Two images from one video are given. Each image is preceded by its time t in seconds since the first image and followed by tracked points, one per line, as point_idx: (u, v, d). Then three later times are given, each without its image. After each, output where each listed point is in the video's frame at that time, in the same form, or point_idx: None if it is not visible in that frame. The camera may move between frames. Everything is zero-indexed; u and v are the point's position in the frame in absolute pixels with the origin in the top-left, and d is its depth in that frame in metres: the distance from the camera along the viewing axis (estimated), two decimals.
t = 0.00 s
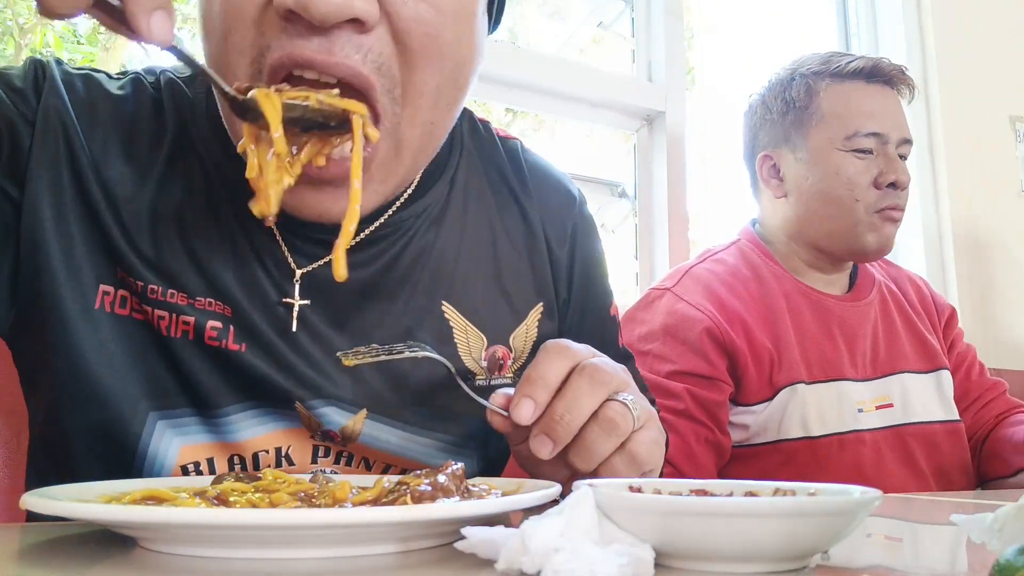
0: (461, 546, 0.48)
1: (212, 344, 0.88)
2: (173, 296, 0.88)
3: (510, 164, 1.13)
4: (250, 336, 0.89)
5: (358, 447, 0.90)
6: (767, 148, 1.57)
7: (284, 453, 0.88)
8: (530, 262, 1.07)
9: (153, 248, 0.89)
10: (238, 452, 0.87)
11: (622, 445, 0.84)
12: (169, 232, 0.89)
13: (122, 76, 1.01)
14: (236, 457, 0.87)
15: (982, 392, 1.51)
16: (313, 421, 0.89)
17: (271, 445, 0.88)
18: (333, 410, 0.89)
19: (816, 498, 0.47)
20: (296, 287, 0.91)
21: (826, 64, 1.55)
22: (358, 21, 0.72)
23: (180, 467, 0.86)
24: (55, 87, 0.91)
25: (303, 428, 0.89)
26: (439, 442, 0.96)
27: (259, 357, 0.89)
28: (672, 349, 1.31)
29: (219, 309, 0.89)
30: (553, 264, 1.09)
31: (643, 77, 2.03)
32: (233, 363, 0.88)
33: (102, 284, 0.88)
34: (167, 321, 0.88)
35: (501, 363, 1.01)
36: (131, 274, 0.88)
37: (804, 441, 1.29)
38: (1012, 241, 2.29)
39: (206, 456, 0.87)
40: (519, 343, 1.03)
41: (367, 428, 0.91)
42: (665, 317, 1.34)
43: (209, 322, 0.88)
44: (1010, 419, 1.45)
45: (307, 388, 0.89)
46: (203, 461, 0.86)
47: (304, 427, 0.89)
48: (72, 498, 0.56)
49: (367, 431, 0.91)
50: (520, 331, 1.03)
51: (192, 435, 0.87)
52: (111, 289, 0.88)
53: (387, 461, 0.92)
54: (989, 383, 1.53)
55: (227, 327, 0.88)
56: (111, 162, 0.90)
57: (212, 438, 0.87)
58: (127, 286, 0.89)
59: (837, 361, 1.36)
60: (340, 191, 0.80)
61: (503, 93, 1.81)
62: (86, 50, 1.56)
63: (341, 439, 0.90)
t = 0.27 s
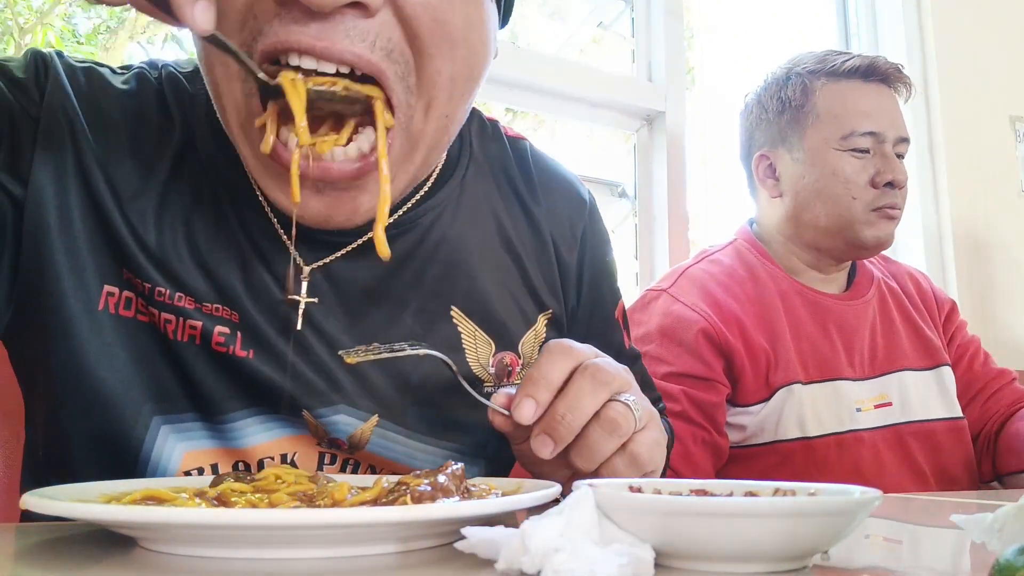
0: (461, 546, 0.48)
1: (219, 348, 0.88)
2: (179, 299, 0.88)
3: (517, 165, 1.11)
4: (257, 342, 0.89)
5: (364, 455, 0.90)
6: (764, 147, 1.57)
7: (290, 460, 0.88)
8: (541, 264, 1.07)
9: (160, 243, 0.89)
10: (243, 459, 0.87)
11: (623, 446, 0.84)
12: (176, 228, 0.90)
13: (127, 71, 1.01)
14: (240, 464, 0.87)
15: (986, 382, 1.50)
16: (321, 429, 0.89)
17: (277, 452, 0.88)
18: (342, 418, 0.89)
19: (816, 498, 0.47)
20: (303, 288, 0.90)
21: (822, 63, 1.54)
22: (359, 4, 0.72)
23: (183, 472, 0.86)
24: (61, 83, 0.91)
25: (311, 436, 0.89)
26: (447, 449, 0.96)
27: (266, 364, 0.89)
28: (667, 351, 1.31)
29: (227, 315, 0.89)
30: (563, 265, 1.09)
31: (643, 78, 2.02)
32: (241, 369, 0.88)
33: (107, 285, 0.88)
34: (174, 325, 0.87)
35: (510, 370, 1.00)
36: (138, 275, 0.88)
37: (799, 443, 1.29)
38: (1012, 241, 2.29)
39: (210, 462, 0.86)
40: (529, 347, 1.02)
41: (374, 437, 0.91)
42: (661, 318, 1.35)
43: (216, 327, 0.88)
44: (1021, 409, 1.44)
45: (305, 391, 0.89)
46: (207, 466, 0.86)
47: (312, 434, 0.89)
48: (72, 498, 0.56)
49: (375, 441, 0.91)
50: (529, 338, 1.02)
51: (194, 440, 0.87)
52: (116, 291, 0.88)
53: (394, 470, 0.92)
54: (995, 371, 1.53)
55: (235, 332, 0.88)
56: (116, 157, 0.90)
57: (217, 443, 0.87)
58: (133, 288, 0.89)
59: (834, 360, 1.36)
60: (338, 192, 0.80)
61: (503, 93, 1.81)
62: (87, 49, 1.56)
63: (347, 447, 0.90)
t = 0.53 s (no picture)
0: (461, 546, 0.48)
1: (225, 352, 0.88)
2: (185, 302, 0.88)
3: (524, 165, 1.11)
4: (262, 346, 0.89)
5: (370, 460, 0.91)
6: (771, 145, 1.57)
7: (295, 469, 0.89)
8: (549, 264, 1.06)
9: (164, 246, 0.89)
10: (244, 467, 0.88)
11: (627, 452, 0.85)
12: (179, 230, 0.90)
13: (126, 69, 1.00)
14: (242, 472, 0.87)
15: (994, 379, 1.50)
16: (328, 434, 0.89)
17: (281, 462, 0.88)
18: (349, 423, 0.90)
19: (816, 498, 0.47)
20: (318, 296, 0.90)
21: (831, 62, 1.55)
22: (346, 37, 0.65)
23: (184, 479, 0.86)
24: (59, 82, 0.90)
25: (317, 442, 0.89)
26: (449, 452, 0.96)
27: (271, 369, 0.89)
28: (667, 347, 1.32)
29: (231, 320, 0.88)
30: (570, 265, 1.08)
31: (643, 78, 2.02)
32: (247, 373, 0.88)
33: (107, 288, 0.88)
34: (178, 328, 0.87)
35: (514, 372, 1.00)
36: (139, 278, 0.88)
37: (797, 439, 1.29)
38: (1012, 241, 2.29)
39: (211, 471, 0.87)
40: (534, 352, 1.02)
41: (381, 442, 0.91)
42: (662, 314, 1.35)
43: (221, 331, 0.88)
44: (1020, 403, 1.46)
45: (306, 392, 0.89)
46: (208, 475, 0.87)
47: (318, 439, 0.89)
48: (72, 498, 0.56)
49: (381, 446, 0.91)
50: (535, 342, 1.02)
51: (194, 450, 0.87)
52: (116, 295, 0.88)
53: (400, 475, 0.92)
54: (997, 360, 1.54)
55: (240, 335, 0.88)
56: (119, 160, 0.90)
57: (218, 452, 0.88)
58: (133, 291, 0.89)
59: (836, 357, 1.36)
60: (332, 216, 0.77)
61: (502, 93, 1.81)
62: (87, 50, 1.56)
63: (354, 452, 0.90)
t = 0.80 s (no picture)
0: (459, 545, 0.48)
1: (222, 363, 0.88)
2: (181, 315, 0.88)
3: (526, 166, 1.10)
4: (260, 354, 0.89)
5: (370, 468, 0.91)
6: (783, 144, 1.57)
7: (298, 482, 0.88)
8: (552, 267, 1.06)
9: (158, 257, 0.88)
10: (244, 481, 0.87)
11: (632, 456, 0.85)
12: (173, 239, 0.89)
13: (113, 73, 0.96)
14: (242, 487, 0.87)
15: (988, 403, 1.51)
16: (328, 442, 0.89)
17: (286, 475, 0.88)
18: (351, 430, 0.90)
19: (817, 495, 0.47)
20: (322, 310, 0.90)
21: (845, 63, 1.55)
22: (357, 146, 0.61)
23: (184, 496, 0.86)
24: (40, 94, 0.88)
25: (318, 451, 0.89)
26: (447, 452, 0.96)
27: (269, 379, 0.89)
28: (671, 346, 1.32)
29: (228, 329, 0.88)
30: (572, 270, 1.08)
31: (642, 77, 2.03)
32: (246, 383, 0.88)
33: (96, 307, 0.87)
34: (176, 340, 0.87)
35: (516, 375, 1.00)
36: (129, 293, 0.87)
37: (803, 441, 1.29)
38: (1010, 241, 2.30)
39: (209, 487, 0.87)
40: (535, 355, 1.02)
41: (381, 448, 0.91)
42: (667, 313, 1.35)
43: (217, 342, 0.88)
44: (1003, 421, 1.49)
45: (303, 400, 0.89)
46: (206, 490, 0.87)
47: (318, 448, 0.89)
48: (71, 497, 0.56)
49: (381, 452, 0.91)
50: (538, 344, 1.02)
51: (191, 468, 0.87)
52: (105, 313, 0.87)
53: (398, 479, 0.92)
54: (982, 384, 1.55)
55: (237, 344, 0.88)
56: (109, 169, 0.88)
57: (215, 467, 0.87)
58: (122, 308, 0.88)
59: (843, 360, 1.36)
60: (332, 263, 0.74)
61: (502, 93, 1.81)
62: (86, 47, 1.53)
63: (355, 460, 0.90)
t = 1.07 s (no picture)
0: (459, 545, 0.48)
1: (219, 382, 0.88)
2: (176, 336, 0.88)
3: (527, 164, 1.09)
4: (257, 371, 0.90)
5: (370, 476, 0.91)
6: (806, 143, 1.55)
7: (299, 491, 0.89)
8: (554, 266, 1.05)
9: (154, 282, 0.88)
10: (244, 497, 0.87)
11: (635, 462, 0.85)
12: (167, 265, 0.89)
13: (100, 81, 0.93)
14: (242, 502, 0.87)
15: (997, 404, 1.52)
16: (328, 454, 0.89)
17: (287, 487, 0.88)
18: (352, 439, 0.91)
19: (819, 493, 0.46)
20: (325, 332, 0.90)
21: (872, 68, 1.55)
22: (365, 201, 0.60)
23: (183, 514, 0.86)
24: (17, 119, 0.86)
25: (318, 463, 0.90)
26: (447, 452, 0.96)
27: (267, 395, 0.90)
28: (688, 334, 1.31)
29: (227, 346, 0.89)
30: (575, 272, 1.08)
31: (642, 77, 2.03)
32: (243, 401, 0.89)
33: (78, 335, 0.85)
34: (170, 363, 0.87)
35: (517, 378, 1.00)
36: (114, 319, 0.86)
37: (818, 437, 1.29)
38: (1010, 241, 2.30)
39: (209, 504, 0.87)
40: (537, 357, 1.02)
41: (380, 456, 0.92)
42: (684, 303, 1.33)
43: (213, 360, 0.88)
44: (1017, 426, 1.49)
45: (300, 414, 0.90)
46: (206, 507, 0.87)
47: (319, 460, 0.89)
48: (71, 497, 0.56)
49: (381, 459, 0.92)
50: (540, 344, 1.02)
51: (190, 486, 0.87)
52: (90, 341, 0.85)
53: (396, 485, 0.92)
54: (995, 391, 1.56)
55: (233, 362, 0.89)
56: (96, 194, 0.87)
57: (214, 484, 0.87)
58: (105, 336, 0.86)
59: (855, 359, 1.36)
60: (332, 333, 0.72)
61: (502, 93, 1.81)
62: (85, 48, 1.51)
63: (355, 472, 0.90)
